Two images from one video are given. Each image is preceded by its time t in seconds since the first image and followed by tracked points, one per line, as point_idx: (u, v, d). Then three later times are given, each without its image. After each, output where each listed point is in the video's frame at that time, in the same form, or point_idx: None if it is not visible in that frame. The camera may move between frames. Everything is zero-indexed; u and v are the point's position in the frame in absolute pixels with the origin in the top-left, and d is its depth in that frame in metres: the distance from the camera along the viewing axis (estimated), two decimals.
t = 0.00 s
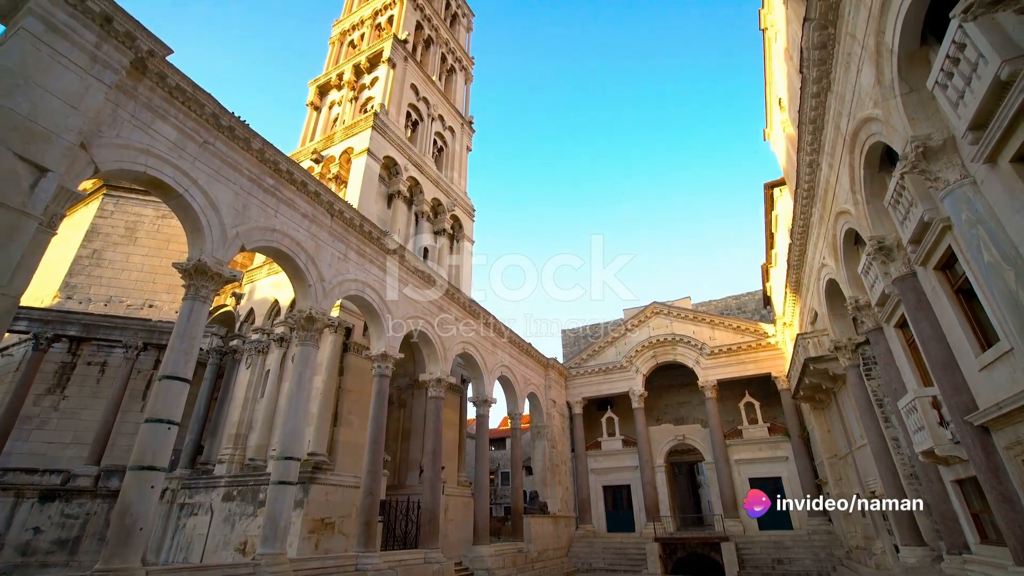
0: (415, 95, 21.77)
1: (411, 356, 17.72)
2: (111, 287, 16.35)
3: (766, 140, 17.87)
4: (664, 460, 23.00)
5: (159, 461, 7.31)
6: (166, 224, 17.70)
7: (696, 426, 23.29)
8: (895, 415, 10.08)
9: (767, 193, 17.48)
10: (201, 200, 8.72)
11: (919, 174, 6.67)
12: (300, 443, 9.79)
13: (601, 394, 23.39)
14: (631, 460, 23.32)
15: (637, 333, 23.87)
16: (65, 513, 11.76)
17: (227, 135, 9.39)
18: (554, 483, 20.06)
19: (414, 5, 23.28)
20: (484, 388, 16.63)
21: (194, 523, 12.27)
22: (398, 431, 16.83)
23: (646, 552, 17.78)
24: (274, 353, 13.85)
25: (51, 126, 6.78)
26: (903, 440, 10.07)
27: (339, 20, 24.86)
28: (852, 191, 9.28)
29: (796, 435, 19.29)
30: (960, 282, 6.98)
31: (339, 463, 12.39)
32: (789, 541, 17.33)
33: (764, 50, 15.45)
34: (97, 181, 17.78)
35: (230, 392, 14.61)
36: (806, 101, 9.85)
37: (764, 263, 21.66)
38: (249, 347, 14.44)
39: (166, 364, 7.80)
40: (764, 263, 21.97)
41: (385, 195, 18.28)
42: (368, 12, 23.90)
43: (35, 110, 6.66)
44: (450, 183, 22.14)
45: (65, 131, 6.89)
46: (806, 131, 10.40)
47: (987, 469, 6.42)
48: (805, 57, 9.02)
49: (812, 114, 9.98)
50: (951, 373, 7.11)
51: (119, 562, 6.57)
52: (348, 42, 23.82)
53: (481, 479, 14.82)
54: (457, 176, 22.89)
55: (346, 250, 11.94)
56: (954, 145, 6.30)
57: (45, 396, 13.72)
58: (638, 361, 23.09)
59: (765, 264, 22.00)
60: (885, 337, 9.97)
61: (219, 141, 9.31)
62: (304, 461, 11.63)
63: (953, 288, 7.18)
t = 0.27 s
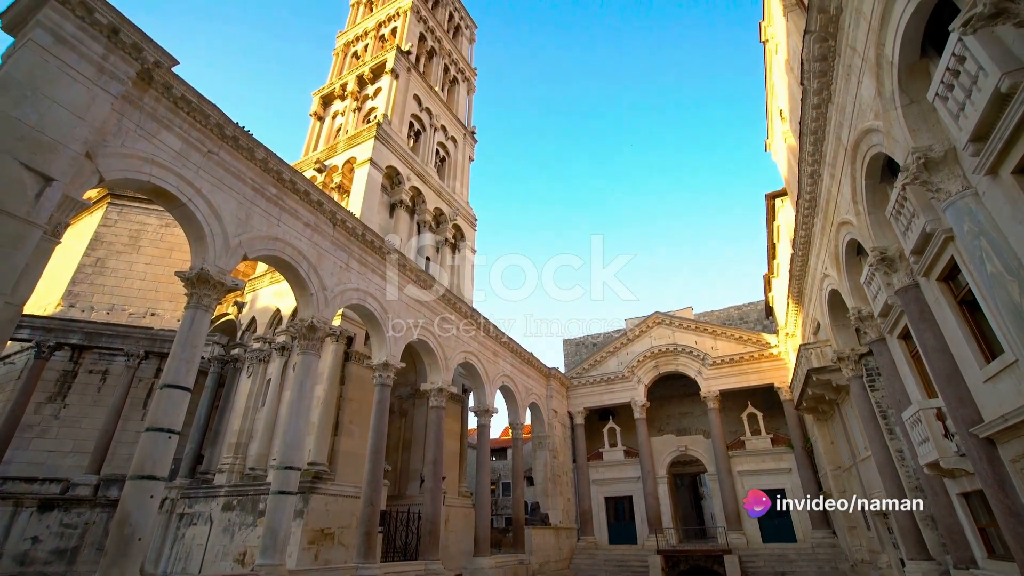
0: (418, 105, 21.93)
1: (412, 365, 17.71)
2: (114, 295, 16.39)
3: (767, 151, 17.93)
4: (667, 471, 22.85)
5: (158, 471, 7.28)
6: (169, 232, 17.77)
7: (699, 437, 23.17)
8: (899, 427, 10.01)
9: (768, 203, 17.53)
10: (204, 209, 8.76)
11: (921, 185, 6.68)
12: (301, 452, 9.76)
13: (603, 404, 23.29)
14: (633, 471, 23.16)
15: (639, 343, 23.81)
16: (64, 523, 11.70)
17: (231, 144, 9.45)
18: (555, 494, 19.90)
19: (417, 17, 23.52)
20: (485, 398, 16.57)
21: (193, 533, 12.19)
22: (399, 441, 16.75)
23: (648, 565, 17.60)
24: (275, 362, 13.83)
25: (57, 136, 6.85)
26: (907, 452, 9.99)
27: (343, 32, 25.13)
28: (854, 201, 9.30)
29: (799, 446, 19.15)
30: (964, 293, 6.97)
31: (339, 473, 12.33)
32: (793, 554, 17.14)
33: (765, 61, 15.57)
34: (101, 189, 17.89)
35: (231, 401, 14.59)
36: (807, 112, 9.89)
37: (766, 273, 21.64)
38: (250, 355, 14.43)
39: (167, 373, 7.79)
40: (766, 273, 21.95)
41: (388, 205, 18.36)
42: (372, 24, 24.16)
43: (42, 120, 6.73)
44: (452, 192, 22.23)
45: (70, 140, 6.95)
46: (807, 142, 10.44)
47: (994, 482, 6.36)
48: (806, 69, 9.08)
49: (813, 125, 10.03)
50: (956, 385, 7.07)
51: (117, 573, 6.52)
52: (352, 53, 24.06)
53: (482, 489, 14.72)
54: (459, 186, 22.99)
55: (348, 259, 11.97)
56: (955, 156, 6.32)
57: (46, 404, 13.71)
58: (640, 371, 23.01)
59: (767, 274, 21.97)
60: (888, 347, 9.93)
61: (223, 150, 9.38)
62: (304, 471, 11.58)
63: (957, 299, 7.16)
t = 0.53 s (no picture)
0: (420, 114, 22.06)
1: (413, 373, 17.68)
2: (116, 302, 16.41)
3: (767, 159, 17.99)
4: (668, 481, 22.72)
5: (157, 478, 7.25)
6: (171, 239, 17.81)
7: (700, 446, 23.05)
8: (902, 436, 9.96)
9: (768, 212, 17.58)
10: (207, 216, 8.79)
11: (922, 194, 6.70)
12: (300, 460, 9.72)
13: (604, 412, 23.20)
14: (635, 480, 23.02)
15: (640, 351, 23.76)
16: (62, 531, 11.63)
17: (234, 152, 9.50)
18: (556, 503, 19.75)
19: (420, 26, 23.72)
20: (486, 406, 16.50)
21: (191, 541, 12.11)
22: (399, 449, 16.67)
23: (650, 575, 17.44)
24: (275, 369, 13.80)
25: (62, 144, 6.90)
26: (911, 461, 9.92)
27: (346, 41, 25.33)
28: (854, 210, 9.32)
29: (802, 455, 19.04)
30: (966, 301, 6.96)
31: (339, 481, 12.27)
32: (796, 565, 16.98)
33: (765, 70, 15.66)
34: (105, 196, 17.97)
35: (231, 408, 14.55)
36: (807, 121, 9.94)
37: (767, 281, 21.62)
38: (251, 362, 14.41)
39: (167, 379, 7.78)
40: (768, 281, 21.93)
41: (389, 212, 18.41)
42: (375, 33, 24.37)
43: (47, 128, 6.79)
44: (454, 200, 22.30)
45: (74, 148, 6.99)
46: (808, 151, 10.48)
47: (998, 492, 6.31)
48: (805, 78, 9.13)
49: (813, 134, 10.07)
50: (959, 394, 7.05)
51: None
52: (355, 62, 24.24)
53: (482, 498, 14.63)
54: (460, 194, 23.06)
55: (350, 266, 11.99)
56: (956, 165, 6.33)
57: (46, 410, 13.68)
58: (641, 379, 22.95)
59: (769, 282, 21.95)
60: (890, 356, 9.90)
61: (226, 158, 9.42)
62: (304, 478, 11.54)
63: (959, 308, 7.15)
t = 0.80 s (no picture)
0: (422, 124, 22.20)
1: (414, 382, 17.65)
2: (117, 310, 16.42)
3: (767, 170, 18.07)
4: (670, 492, 22.54)
5: (155, 488, 7.21)
6: (173, 247, 17.86)
7: (702, 456, 22.91)
8: (905, 447, 9.90)
9: (768, 222, 17.63)
10: (209, 225, 8.82)
11: (922, 204, 6.72)
12: (300, 470, 9.67)
13: (605, 422, 23.09)
14: (636, 491, 22.85)
15: (641, 361, 23.70)
16: (58, 541, 11.55)
17: (237, 161, 9.55)
18: (557, 514, 19.58)
19: (422, 38, 23.96)
20: (487, 416, 16.43)
21: (189, 552, 12.00)
22: (399, 459, 16.56)
23: None
24: (276, 378, 13.76)
25: (66, 153, 6.96)
26: (915, 472, 9.85)
27: (349, 52, 25.59)
28: (855, 220, 9.34)
29: (805, 466, 18.90)
30: (967, 311, 6.95)
31: (338, 492, 12.20)
32: None
33: (765, 82, 15.78)
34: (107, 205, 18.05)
35: (231, 417, 14.51)
36: (807, 132, 10.01)
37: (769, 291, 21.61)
38: (251, 371, 14.38)
39: (167, 388, 7.76)
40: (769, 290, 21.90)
41: (390, 222, 18.47)
42: (378, 44, 24.62)
43: (53, 138, 6.86)
44: (455, 210, 22.38)
45: (78, 157, 7.05)
46: (808, 161, 10.53)
47: (1004, 505, 6.26)
48: (805, 89, 9.21)
49: (813, 145, 10.12)
50: (962, 404, 7.01)
51: None
52: (358, 73, 24.45)
53: (483, 508, 14.52)
54: (462, 203, 23.15)
55: (351, 275, 12.00)
56: (955, 176, 6.35)
57: (44, 419, 13.63)
58: (642, 389, 22.88)
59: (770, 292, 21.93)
60: (892, 366, 9.87)
61: (229, 167, 9.48)
62: (303, 488, 11.46)
63: (960, 318, 7.14)
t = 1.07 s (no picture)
0: (424, 133, 22.33)
1: (414, 391, 17.60)
2: (117, 317, 16.41)
3: (768, 180, 18.14)
4: (671, 503, 22.38)
5: (153, 497, 7.16)
6: (175, 255, 17.89)
7: (703, 467, 22.77)
8: (908, 459, 9.84)
9: (769, 231, 17.65)
10: (210, 233, 8.84)
11: (922, 215, 6.73)
12: (299, 479, 9.61)
13: (606, 432, 22.97)
14: (637, 502, 22.69)
15: (642, 371, 23.63)
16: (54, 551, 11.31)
17: (240, 170, 9.59)
18: (557, 525, 19.42)
19: (425, 48, 24.16)
20: (487, 425, 16.36)
21: (185, 562, 11.89)
22: (399, 469, 16.47)
23: None
24: (275, 387, 13.72)
25: (70, 161, 7.00)
26: (918, 484, 9.78)
27: (351, 62, 25.80)
28: (855, 230, 9.35)
29: (807, 477, 18.77)
30: (969, 322, 6.93)
31: (337, 501, 12.12)
32: None
33: (764, 93, 15.88)
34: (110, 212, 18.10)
35: (230, 426, 14.45)
36: (806, 143, 10.06)
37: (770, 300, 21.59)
38: (251, 380, 14.34)
39: (167, 396, 7.74)
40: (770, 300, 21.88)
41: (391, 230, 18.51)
42: (380, 55, 24.84)
43: (57, 146, 6.91)
44: (456, 219, 22.43)
45: (82, 166, 7.10)
46: (808, 171, 10.57)
47: (1008, 517, 6.20)
48: (804, 100, 9.26)
49: (812, 155, 10.17)
50: (965, 416, 6.98)
51: None
52: (360, 83, 24.64)
53: (482, 519, 14.41)
54: (463, 212, 23.22)
55: (352, 284, 12.01)
56: (954, 187, 6.37)
57: (42, 427, 13.57)
58: (643, 399, 22.79)
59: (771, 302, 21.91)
60: (894, 376, 9.83)
61: (232, 176, 9.52)
62: (301, 498, 11.38)
63: (962, 329, 7.12)
